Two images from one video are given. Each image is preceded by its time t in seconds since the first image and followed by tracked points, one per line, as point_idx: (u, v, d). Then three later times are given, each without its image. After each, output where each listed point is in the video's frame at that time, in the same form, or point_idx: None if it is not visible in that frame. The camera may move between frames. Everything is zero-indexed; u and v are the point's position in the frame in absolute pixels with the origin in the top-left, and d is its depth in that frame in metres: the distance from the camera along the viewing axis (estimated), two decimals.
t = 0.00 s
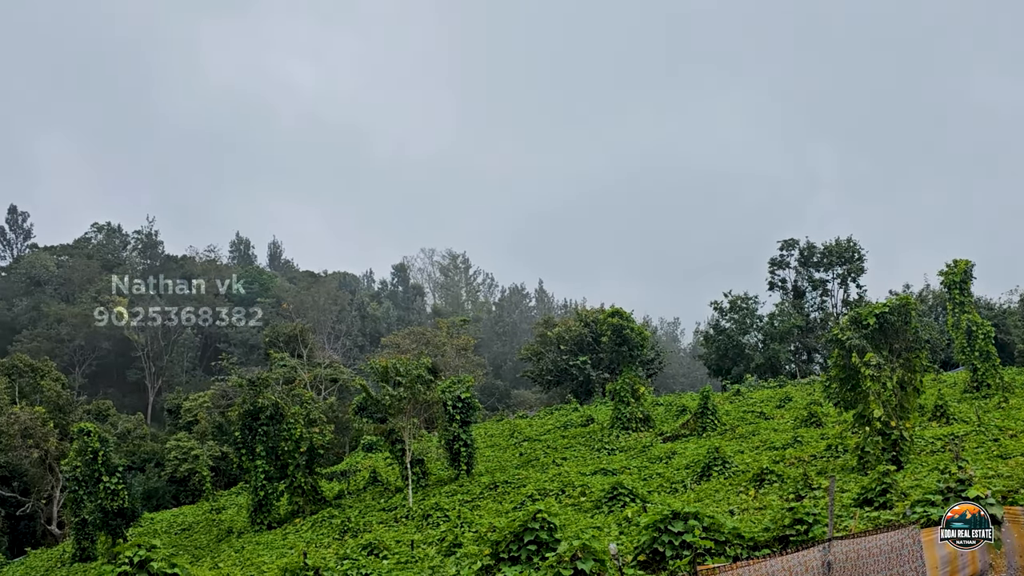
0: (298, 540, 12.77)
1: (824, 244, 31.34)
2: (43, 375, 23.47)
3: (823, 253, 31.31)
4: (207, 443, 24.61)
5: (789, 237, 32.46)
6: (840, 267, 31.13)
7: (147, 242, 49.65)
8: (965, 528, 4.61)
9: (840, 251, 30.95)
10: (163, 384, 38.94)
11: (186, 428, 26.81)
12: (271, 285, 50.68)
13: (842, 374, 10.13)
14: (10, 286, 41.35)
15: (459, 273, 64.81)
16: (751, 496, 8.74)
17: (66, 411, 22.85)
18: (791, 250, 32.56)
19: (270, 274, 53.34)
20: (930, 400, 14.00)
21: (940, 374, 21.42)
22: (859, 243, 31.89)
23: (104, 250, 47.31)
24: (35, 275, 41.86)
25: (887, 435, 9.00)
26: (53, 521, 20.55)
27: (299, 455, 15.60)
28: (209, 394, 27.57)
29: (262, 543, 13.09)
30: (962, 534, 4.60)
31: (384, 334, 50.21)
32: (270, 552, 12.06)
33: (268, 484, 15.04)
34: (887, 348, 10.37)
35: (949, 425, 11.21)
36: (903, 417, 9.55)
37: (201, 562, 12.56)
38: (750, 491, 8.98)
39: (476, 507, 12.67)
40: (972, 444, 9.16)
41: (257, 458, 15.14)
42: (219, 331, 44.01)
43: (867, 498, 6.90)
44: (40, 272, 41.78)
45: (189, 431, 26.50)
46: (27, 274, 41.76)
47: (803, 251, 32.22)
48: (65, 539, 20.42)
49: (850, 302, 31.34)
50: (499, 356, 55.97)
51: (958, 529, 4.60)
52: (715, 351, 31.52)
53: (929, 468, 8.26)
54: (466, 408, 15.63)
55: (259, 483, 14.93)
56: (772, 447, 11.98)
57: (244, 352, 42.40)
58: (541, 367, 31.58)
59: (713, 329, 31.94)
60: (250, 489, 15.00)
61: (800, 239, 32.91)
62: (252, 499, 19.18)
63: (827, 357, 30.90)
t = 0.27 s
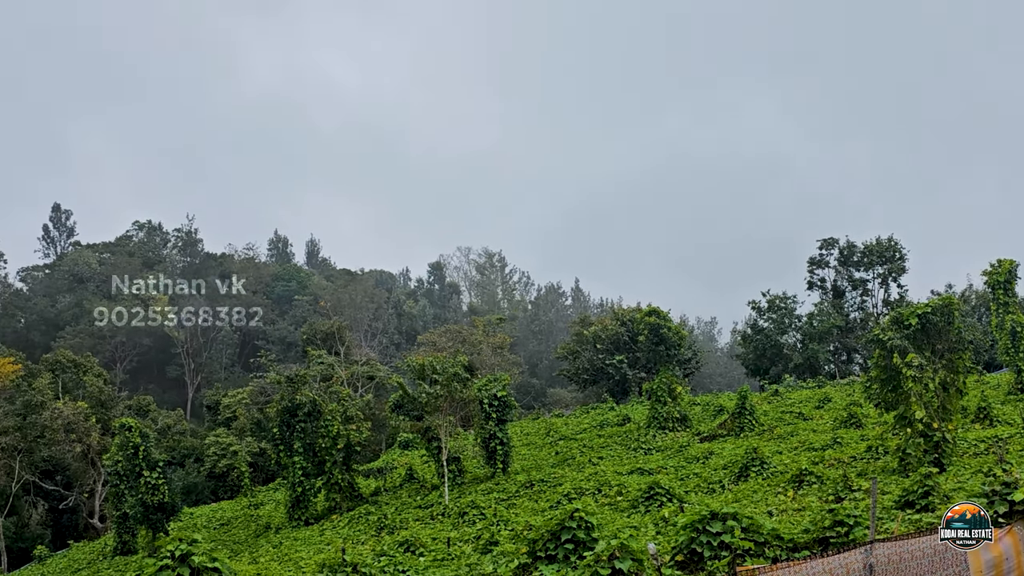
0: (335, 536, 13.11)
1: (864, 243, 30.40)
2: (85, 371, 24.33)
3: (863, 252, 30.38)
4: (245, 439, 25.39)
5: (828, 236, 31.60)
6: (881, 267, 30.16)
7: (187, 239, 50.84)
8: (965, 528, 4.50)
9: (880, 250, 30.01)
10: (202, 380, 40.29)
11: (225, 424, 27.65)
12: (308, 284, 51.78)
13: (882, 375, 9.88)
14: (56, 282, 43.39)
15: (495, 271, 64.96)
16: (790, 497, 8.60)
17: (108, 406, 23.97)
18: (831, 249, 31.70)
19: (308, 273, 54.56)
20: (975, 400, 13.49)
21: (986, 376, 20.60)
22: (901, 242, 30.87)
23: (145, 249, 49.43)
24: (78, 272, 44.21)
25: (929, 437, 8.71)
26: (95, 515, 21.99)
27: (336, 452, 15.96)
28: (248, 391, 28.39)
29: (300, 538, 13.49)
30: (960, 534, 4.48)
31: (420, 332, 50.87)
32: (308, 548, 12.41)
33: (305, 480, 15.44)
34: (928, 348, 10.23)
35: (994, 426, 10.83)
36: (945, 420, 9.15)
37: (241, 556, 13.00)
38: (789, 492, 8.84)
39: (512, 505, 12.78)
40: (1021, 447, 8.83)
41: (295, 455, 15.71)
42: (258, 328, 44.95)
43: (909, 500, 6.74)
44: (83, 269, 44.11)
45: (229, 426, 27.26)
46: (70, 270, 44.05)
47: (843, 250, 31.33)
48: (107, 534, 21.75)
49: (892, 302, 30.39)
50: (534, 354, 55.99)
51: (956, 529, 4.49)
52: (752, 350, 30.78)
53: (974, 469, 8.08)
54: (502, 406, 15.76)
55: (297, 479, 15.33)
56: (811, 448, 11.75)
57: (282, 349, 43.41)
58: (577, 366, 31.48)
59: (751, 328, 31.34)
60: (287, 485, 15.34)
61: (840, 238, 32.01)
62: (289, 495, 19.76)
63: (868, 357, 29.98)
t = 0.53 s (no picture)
0: (369, 528, 13.42)
1: (904, 239, 29.41)
2: (124, 361, 25.20)
3: (903, 249, 29.40)
4: (281, 431, 26.11)
5: (867, 232, 30.68)
6: (921, 263, 29.14)
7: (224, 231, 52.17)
8: (965, 528, 4.66)
9: (921, 246, 28.94)
10: (238, 372, 41.45)
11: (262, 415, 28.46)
12: (343, 277, 52.61)
13: (921, 373, 9.61)
14: (96, 274, 44.91)
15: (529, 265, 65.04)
16: (826, 496, 8.48)
17: (147, 397, 25.01)
18: (870, 244, 30.76)
19: (343, 266, 55.47)
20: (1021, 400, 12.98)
21: None
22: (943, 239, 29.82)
23: (183, 241, 50.66)
24: (117, 265, 45.65)
25: (969, 436, 8.80)
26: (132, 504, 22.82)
27: (371, 445, 16.33)
28: (283, 383, 28.89)
29: (334, 530, 13.85)
30: (959, 534, 4.64)
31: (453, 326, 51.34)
32: (342, 540, 12.75)
33: (339, 472, 16.06)
34: (970, 347, 9.50)
35: None
36: (986, 419, 9.05)
37: (277, 547, 13.42)
38: (825, 490, 8.72)
39: (546, 500, 12.88)
40: None
41: (330, 447, 16.19)
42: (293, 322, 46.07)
43: (948, 500, 6.58)
44: (122, 262, 45.46)
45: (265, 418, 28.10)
46: (110, 263, 45.54)
47: (882, 246, 30.37)
48: (144, 522, 22.53)
49: (933, 299, 29.41)
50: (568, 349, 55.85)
51: (955, 528, 4.67)
52: (789, 347, 30.09)
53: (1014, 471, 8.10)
54: (537, 401, 15.83)
55: (331, 472, 15.96)
56: (847, 446, 11.53)
57: (317, 342, 44.21)
58: (611, 361, 31.33)
59: (788, 324, 30.65)
60: (323, 476, 16.02)
61: (880, 233, 31.05)
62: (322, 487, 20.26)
63: (908, 355, 29.20)
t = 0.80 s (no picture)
0: (399, 516, 13.70)
1: (942, 230, 28.41)
2: (159, 347, 26.13)
3: (941, 240, 28.40)
4: (312, 418, 26.78)
5: (903, 222, 29.72)
6: (958, 255, 28.10)
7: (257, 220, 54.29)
8: (965, 528, 4.70)
9: (958, 238, 28.00)
10: (271, 359, 42.42)
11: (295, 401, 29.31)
12: (374, 265, 53.27)
13: (958, 367, 9.37)
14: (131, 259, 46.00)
15: (560, 255, 64.98)
16: (858, 490, 8.38)
17: (180, 381, 25.69)
18: (906, 235, 29.79)
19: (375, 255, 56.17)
20: None
21: None
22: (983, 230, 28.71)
23: (217, 228, 51.82)
24: (152, 251, 46.48)
25: (1008, 431, 8.44)
26: (167, 488, 23.72)
27: (400, 433, 16.69)
28: (315, 370, 29.41)
29: (364, 517, 14.22)
30: (962, 534, 4.70)
31: (484, 315, 51.62)
32: (373, 527, 13.06)
33: (370, 459, 16.46)
34: (1008, 340, 9.52)
35: None
36: None
37: (309, 532, 13.84)
38: (857, 484, 8.62)
39: (575, 490, 12.98)
40: None
41: (361, 434, 16.50)
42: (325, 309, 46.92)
43: (982, 496, 6.54)
44: (157, 249, 46.44)
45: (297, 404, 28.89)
46: (145, 250, 46.30)
47: (919, 237, 29.39)
48: (178, 505, 23.13)
49: (970, 292, 28.49)
50: (598, 339, 55.63)
51: (958, 530, 4.72)
52: (822, 339, 29.52)
53: None
54: (566, 390, 15.89)
55: (362, 459, 16.34)
56: (881, 439, 11.32)
57: (348, 330, 45.04)
58: (642, 352, 31.16)
59: (821, 316, 30.01)
60: (354, 464, 16.43)
61: (917, 224, 30.04)
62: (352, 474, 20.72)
63: (945, 348, 28.13)
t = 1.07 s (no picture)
0: (427, 499, 14.00)
1: (977, 218, 27.48)
2: (191, 330, 26.42)
3: (976, 228, 27.49)
4: (341, 401, 27.36)
5: (937, 209, 28.80)
6: (994, 243, 27.16)
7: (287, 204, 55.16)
8: (965, 528, 4.98)
9: (994, 226, 27.05)
10: (300, 342, 43.36)
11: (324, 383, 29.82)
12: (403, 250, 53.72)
13: (992, 357, 9.14)
14: (163, 244, 48.38)
15: (589, 240, 64.76)
16: (888, 479, 8.29)
17: (211, 363, 26.52)
18: (940, 223, 28.86)
19: (405, 239, 56.68)
20: None
21: None
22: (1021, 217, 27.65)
23: (249, 212, 52.91)
24: (184, 234, 48.29)
25: None
26: (197, 469, 24.76)
27: (428, 416, 16.99)
28: (344, 353, 29.93)
29: (392, 500, 14.54)
30: (961, 534, 4.99)
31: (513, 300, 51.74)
32: (401, 509, 13.37)
33: (398, 442, 16.76)
34: None
35: None
36: None
37: (339, 514, 14.24)
38: (888, 473, 8.52)
39: (602, 475, 13.09)
40: None
41: (390, 418, 16.83)
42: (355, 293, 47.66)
43: (1016, 487, 6.52)
44: (189, 232, 47.98)
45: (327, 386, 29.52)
46: (177, 233, 48.17)
47: (953, 225, 28.47)
48: (206, 487, 24.39)
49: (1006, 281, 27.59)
50: (627, 325, 55.24)
51: (957, 530, 5.00)
52: (853, 327, 28.86)
53: None
54: (595, 375, 15.95)
55: (390, 442, 16.66)
56: (912, 429, 11.13)
57: (377, 313, 45.75)
58: (671, 338, 30.99)
59: (851, 304, 29.35)
60: (383, 447, 16.74)
61: (952, 211, 29.09)
62: (379, 457, 21.17)
63: (979, 337, 27.40)
